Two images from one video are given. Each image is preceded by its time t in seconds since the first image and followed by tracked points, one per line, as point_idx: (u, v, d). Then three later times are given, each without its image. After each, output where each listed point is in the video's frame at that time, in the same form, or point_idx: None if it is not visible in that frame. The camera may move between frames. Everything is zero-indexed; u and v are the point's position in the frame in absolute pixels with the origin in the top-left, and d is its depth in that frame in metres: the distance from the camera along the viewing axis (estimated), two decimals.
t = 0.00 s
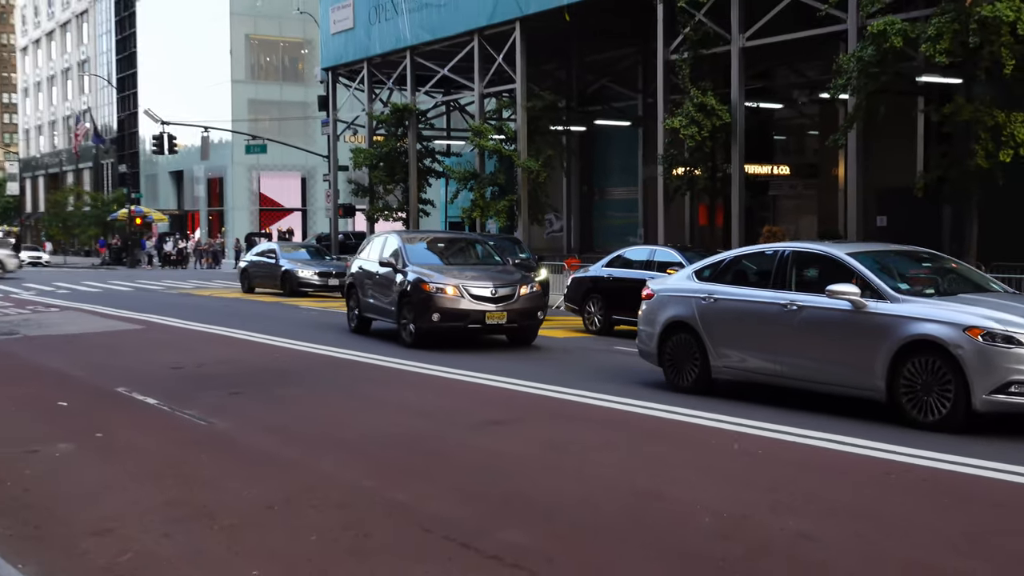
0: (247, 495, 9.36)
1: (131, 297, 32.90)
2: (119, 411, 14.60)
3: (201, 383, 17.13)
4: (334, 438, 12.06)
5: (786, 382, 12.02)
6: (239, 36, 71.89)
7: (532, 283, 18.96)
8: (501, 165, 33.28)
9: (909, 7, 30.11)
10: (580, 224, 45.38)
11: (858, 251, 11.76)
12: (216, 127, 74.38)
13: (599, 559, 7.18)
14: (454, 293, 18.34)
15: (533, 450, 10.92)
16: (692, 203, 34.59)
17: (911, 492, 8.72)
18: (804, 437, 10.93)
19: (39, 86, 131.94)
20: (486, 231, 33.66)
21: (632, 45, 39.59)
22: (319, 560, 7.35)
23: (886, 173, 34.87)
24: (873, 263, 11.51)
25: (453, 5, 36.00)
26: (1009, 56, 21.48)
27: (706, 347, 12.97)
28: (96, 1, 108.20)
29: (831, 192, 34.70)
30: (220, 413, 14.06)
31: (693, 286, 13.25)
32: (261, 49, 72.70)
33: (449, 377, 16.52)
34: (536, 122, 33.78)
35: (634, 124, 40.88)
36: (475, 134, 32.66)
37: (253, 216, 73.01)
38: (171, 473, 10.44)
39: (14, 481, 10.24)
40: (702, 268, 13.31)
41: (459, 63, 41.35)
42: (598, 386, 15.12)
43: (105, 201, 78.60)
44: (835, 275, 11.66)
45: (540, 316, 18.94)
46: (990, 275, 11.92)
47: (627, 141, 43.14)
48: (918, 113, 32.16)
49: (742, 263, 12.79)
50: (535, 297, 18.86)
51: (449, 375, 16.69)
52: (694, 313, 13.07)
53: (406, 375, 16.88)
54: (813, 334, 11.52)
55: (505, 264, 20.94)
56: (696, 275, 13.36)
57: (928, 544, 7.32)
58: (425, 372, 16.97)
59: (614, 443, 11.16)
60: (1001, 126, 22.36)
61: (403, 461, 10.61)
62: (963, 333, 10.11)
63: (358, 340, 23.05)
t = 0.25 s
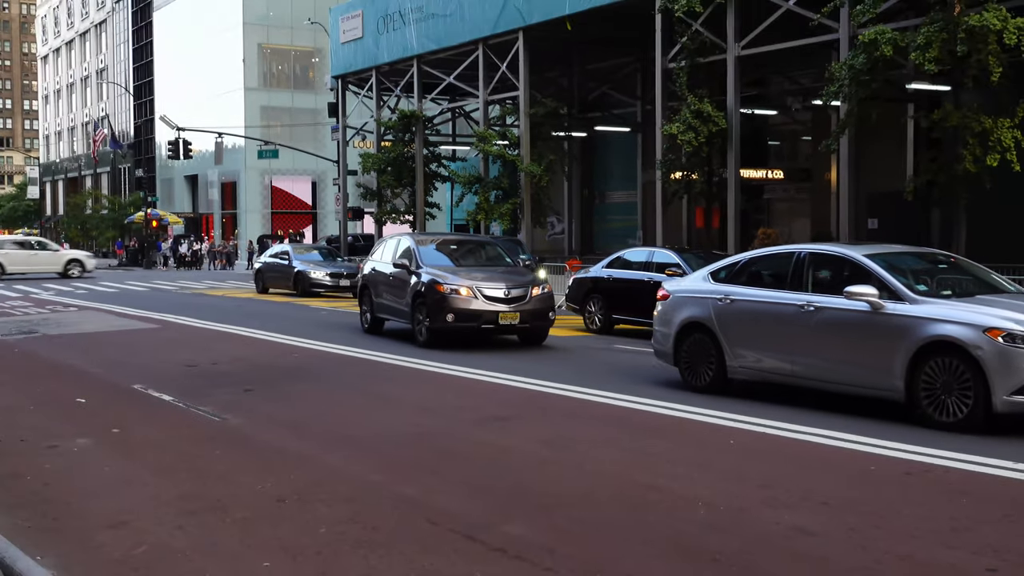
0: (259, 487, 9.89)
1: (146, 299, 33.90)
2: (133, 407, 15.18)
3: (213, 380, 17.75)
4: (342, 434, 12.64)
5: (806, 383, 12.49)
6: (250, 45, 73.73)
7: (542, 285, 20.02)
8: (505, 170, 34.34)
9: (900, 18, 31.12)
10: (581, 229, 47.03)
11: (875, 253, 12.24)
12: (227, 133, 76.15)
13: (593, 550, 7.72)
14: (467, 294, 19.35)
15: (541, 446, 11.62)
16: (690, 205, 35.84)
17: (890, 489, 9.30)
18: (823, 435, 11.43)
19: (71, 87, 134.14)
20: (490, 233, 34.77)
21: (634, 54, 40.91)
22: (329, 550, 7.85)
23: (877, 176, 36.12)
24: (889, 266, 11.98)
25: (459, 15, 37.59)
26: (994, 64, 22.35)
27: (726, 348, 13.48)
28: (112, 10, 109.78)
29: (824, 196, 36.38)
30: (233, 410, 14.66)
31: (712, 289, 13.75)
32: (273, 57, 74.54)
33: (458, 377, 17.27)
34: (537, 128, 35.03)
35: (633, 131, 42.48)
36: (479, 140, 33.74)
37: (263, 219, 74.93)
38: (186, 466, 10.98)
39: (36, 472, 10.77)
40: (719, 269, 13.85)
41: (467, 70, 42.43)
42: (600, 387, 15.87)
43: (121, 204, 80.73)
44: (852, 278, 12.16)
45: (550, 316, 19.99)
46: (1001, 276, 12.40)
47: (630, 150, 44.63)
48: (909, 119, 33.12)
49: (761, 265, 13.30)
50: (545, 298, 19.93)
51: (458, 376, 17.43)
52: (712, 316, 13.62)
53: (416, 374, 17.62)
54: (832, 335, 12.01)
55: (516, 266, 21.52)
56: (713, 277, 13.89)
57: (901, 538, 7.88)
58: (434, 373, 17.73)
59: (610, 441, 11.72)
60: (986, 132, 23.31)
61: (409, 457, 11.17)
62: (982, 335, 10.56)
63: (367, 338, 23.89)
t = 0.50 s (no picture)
0: (259, 487, 9.89)
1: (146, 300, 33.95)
2: (133, 406, 15.17)
3: (213, 380, 17.74)
4: (342, 434, 12.63)
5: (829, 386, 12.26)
6: (251, 45, 73.86)
7: (551, 284, 19.88)
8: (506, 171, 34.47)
9: (899, 19, 31.11)
10: (582, 230, 47.17)
11: (899, 253, 12.02)
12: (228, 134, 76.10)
13: (592, 550, 7.73)
14: (476, 294, 19.18)
15: (542, 446, 11.61)
16: (689, 206, 35.91)
17: (890, 489, 9.30)
18: (848, 440, 11.22)
19: (69, 90, 134.25)
20: (490, 233, 34.85)
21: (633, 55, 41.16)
22: (328, 550, 7.86)
23: (877, 177, 36.20)
24: (914, 266, 11.76)
25: (460, 16, 37.58)
26: (994, 65, 22.37)
27: (744, 350, 13.25)
28: (112, 11, 109.94)
29: (824, 196, 36.50)
30: (233, 410, 14.65)
31: (729, 290, 13.51)
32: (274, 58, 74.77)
33: (458, 377, 17.26)
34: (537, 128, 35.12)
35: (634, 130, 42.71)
36: (479, 140, 33.82)
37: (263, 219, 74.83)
38: (186, 466, 10.98)
39: (35, 473, 10.77)
40: (736, 270, 13.61)
41: (466, 70, 42.45)
42: (600, 387, 15.86)
43: (122, 203, 80.97)
44: (876, 278, 11.93)
45: (560, 316, 19.85)
46: None
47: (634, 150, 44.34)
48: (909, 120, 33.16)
49: (780, 265, 13.06)
50: (555, 299, 19.77)
51: (458, 376, 17.41)
52: (730, 317, 13.37)
53: (416, 375, 17.62)
54: (856, 337, 11.79)
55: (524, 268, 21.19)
56: (730, 277, 13.64)
57: (900, 538, 7.89)
58: (434, 373, 17.73)
59: (610, 441, 11.71)
60: (985, 131, 23.30)
61: (409, 457, 11.17)
62: (1014, 338, 10.37)
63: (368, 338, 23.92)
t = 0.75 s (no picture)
0: (257, 487, 9.88)
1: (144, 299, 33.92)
2: (130, 405, 15.15)
3: (210, 379, 17.72)
4: (339, 433, 12.61)
5: (847, 389, 12.01)
6: (249, 44, 73.83)
7: (560, 284, 19.45)
8: (504, 170, 34.51)
9: (898, 19, 31.05)
10: (580, 229, 47.18)
11: (919, 253, 11.76)
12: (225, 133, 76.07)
13: (590, 551, 7.71)
14: (485, 295, 18.75)
15: (540, 446, 11.58)
16: (687, 206, 35.91)
17: (887, 489, 9.30)
18: (870, 445, 10.96)
19: (65, 90, 134.15)
20: (488, 233, 34.85)
21: (631, 55, 41.27)
22: (326, 550, 7.84)
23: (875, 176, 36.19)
24: (935, 266, 11.51)
25: (458, 15, 37.60)
26: (992, 65, 22.35)
27: (759, 352, 13.01)
28: (110, 9, 109.92)
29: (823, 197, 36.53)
30: (230, 409, 14.62)
31: (744, 291, 13.26)
32: (272, 57, 74.68)
33: (456, 376, 17.22)
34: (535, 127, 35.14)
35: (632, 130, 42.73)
36: (478, 140, 33.82)
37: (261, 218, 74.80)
38: (183, 465, 10.96)
39: (32, 472, 10.73)
40: (751, 270, 13.36)
41: (465, 69, 42.42)
42: (597, 386, 15.83)
43: (121, 203, 81.01)
44: (896, 279, 11.68)
45: (569, 318, 19.43)
46: None
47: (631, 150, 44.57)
48: (907, 120, 33.17)
49: (796, 265, 12.81)
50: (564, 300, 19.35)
51: (456, 375, 17.37)
52: (745, 318, 13.13)
53: (413, 374, 17.58)
54: (875, 339, 11.54)
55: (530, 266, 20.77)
56: (746, 277, 13.40)
57: (896, 538, 7.88)
58: (432, 372, 17.70)
59: (608, 441, 11.71)
60: (983, 131, 23.25)
61: (406, 458, 11.15)
62: None
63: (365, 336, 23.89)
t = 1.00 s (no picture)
0: (255, 487, 9.88)
1: (142, 299, 33.91)
2: (129, 405, 15.14)
3: (209, 379, 17.71)
4: (338, 433, 12.61)
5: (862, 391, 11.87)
6: (247, 43, 73.84)
7: (570, 285, 19.18)
8: (503, 170, 34.57)
9: (897, 20, 31.04)
10: (578, 230, 47.23)
11: (936, 253, 11.63)
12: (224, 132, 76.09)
13: (589, 550, 7.72)
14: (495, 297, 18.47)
15: (539, 446, 11.58)
16: (686, 207, 35.92)
17: (886, 489, 9.30)
18: (890, 448, 10.80)
19: (63, 90, 134.16)
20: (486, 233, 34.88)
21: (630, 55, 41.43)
22: (325, 550, 7.84)
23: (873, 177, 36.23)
24: (952, 266, 11.38)
25: (457, 15, 37.62)
26: (991, 65, 22.35)
27: (771, 354, 12.87)
28: (108, 9, 109.96)
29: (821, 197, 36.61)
30: (228, 409, 14.61)
31: (756, 291, 13.13)
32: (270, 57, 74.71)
33: (454, 376, 17.21)
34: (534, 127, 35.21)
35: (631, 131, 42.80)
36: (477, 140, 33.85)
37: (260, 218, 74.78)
38: (182, 465, 10.95)
39: (30, 472, 10.72)
40: (763, 270, 13.23)
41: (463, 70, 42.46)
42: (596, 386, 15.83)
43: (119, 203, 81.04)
44: (912, 280, 11.54)
45: (578, 319, 19.16)
46: None
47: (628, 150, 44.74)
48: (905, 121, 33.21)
49: (809, 265, 12.68)
50: (573, 300, 19.07)
51: (454, 376, 17.36)
52: (757, 319, 13.00)
53: (412, 374, 17.57)
54: (891, 340, 11.41)
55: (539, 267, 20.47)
56: (757, 278, 13.27)
57: (895, 538, 7.89)
58: (430, 373, 17.69)
59: (607, 441, 11.71)
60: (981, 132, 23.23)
61: (405, 458, 11.15)
62: None
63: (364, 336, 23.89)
